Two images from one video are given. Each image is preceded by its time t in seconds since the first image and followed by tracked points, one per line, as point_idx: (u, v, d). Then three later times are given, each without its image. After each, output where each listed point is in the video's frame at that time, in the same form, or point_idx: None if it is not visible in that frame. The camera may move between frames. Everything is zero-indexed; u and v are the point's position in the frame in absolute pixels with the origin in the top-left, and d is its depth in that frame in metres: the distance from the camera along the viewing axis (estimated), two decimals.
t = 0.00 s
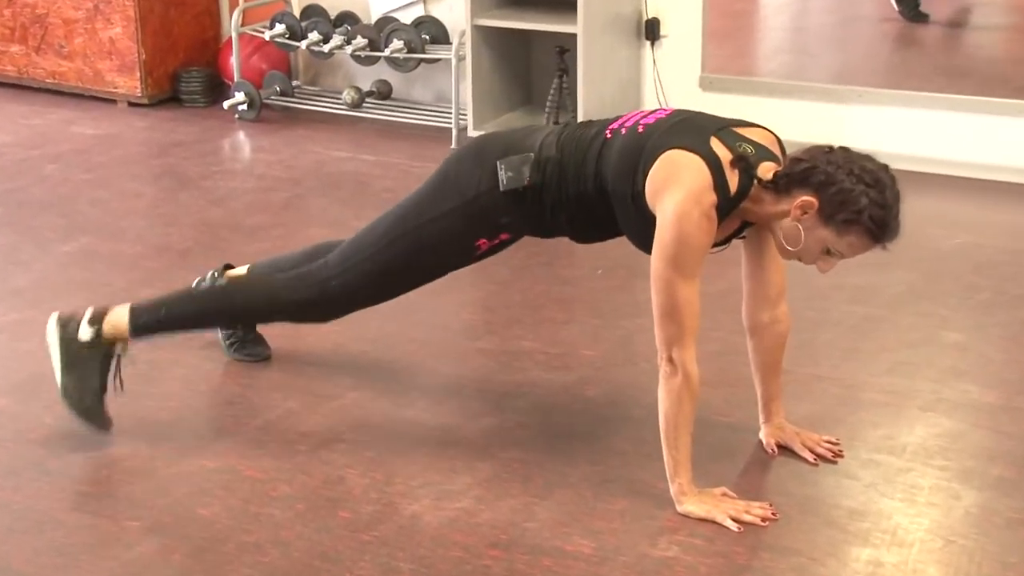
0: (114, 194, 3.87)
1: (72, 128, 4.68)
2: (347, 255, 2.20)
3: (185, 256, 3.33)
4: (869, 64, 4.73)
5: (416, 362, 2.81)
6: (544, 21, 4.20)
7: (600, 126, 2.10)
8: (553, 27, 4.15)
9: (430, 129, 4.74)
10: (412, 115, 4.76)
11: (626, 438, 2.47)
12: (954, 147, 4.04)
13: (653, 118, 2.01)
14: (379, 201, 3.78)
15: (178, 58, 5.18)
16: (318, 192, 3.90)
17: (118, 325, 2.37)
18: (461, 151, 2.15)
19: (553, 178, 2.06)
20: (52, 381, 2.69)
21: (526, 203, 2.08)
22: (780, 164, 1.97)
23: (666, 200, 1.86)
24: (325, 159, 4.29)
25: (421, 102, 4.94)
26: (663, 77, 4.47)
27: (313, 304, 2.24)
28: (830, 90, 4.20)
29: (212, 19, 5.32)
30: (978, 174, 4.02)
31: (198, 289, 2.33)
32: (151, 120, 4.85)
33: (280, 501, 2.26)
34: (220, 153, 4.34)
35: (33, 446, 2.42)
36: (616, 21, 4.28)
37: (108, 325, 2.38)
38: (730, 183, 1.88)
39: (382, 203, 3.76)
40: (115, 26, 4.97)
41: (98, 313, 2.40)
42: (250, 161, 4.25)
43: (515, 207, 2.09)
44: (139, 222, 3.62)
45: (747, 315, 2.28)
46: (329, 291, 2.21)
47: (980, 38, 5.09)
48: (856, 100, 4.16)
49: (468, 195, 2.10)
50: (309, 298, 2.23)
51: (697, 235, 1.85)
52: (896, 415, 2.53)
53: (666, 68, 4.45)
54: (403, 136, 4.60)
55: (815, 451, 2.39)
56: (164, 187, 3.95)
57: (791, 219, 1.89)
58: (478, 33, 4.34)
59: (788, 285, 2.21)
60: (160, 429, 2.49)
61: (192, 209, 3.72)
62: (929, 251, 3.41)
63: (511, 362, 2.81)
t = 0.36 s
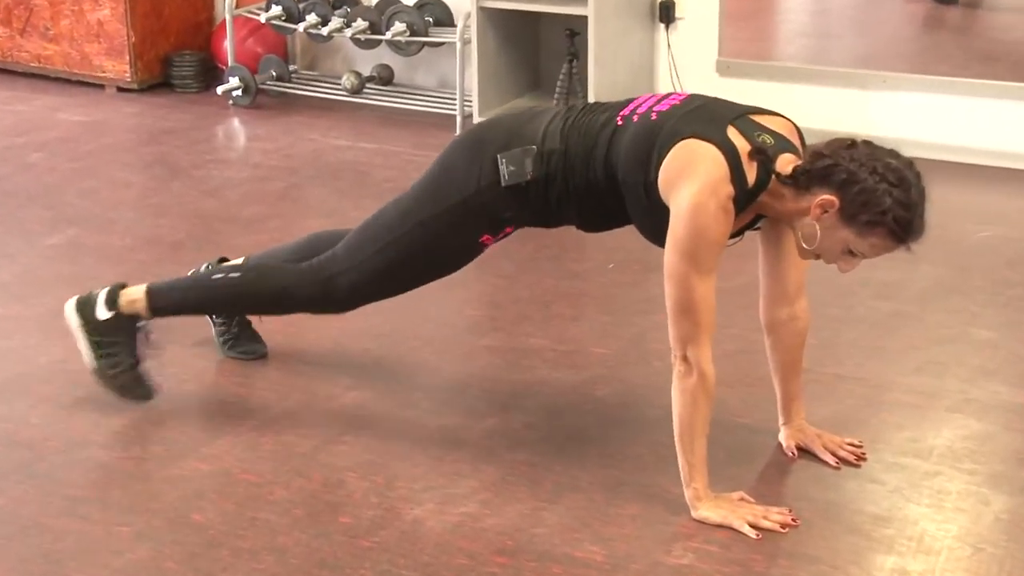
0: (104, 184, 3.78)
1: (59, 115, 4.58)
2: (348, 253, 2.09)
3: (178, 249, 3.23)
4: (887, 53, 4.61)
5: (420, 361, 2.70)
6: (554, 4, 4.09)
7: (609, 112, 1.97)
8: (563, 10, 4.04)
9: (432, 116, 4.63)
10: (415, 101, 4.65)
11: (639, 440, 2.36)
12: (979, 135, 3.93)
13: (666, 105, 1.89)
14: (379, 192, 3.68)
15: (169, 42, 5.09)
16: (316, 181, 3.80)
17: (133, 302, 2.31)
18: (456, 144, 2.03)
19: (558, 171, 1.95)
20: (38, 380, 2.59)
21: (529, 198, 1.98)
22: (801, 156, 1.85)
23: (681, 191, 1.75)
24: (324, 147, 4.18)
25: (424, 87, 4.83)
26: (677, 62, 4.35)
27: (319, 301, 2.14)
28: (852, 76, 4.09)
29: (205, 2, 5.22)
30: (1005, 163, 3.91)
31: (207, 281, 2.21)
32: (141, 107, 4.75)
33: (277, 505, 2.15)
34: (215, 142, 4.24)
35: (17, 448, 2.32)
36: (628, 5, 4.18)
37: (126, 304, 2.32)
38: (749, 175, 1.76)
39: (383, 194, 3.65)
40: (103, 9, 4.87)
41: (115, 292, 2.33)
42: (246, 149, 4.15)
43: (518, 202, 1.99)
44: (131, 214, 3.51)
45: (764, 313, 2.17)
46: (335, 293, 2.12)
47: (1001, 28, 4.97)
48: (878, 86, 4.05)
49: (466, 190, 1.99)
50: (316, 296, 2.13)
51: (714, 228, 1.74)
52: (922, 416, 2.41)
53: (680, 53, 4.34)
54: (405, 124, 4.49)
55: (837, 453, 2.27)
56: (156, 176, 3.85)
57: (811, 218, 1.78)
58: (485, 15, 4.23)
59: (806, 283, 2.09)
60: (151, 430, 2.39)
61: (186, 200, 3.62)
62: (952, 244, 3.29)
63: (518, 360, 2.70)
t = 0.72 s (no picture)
0: (103, 180, 3.75)
1: (58, 110, 4.56)
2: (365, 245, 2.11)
3: (178, 246, 3.21)
4: (893, 47, 4.59)
5: (423, 359, 2.68)
6: None
7: (612, 107, 1.96)
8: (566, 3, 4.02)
9: (434, 111, 4.60)
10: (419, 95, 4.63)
11: (645, 439, 2.34)
12: (988, 130, 3.91)
13: (672, 100, 1.87)
14: (381, 188, 3.65)
15: (170, 37, 5.07)
16: (317, 177, 3.77)
17: (193, 294, 2.42)
18: (458, 134, 2.03)
19: (558, 159, 1.92)
20: (37, 378, 2.56)
21: (529, 183, 1.95)
22: (810, 153, 1.83)
23: (690, 188, 1.73)
24: (325, 143, 4.16)
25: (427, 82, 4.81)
26: (682, 54, 4.33)
27: (353, 286, 2.18)
28: (862, 70, 4.06)
29: None
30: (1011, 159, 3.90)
31: (245, 275, 2.29)
32: (141, 102, 4.72)
33: (278, 505, 2.13)
34: (216, 137, 4.22)
35: (16, 447, 2.30)
36: None
37: (190, 294, 2.43)
38: (758, 172, 1.74)
39: (385, 190, 3.63)
40: (102, 3, 4.84)
41: (180, 281, 2.43)
42: (246, 145, 4.12)
43: (517, 189, 1.96)
44: (131, 210, 3.49)
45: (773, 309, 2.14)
46: (363, 280, 2.15)
47: (1008, 23, 4.94)
48: (889, 80, 4.02)
49: (465, 176, 1.98)
50: (347, 283, 2.17)
51: (724, 226, 1.71)
52: (930, 415, 2.39)
53: (685, 48, 4.31)
54: (407, 120, 4.47)
55: (844, 452, 2.25)
56: (156, 172, 3.82)
57: (822, 215, 1.75)
58: (488, 10, 4.21)
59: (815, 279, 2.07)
60: (151, 429, 2.37)
61: (186, 197, 3.60)
62: (959, 241, 3.27)
63: (522, 358, 2.68)
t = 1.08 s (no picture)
0: (103, 180, 3.75)
1: (58, 110, 4.56)
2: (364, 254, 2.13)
3: (179, 246, 3.21)
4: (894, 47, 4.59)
5: (423, 358, 2.68)
6: None
7: (607, 113, 1.95)
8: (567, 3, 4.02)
9: (434, 110, 4.60)
10: (419, 95, 4.63)
11: (645, 439, 2.34)
12: (988, 130, 3.91)
13: (667, 102, 1.87)
14: (382, 187, 3.65)
15: (170, 37, 5.06)
16: (318, 177, 3.77)
17: (189, 294, 2.44)
18: (455, 143, 2.04)
19: (553, 167, 1.92)
20: (37, 378, 2.56)
21: (524, 193, 1.95)
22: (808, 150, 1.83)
23: (694, 188, 1.73)
24: (326, 143, 4.16)
25: (427, 82, 4.81)
26: (683, 54, 4.34)
27: (351, 286, 2.19)
28: (862, 69, 4.06)
29: None
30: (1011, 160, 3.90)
31: (243, 276, 2.30)
32: (141, 102, 4.73)
33: (279, 505, 2.13)
34: (216, 137, 4.22)
35: (17, 447, 2.30)
36: None
37: (186, 294, 2.45)
38: (761, 169, 1.74)
39: (386, 190, 3.63)
40: (103, 3, 4.84)
41: (176, 281, 2.46)
42: (247, 145, 4.13)
43: (513, 199, 1.96)
44: (131, 210, 3.49)
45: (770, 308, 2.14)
46: (361, 279, 2.16)
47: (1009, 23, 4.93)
48: (889, 79, 4.02)
49: (462, 188, 1.99)
50: (345, 283, 2.18)
51: (728, 225, 1.71)
52: (930, 415, 2.39)
53: (686, 48, 4.32)
54: (407, 120, 4.47)
55: (844, 452, 2.25)
56: (156, 172, 3.82)
57: (822, 210, 1.75)
58: (488, 9, 4.21)
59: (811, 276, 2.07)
60: (151, 429, 2.37)
61: (187, 197, 3.60)
62: (960, 241, 3.27)
63: (523, 358, 2.68)
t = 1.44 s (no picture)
0: (103, 180, 3.76)
1: (57, 111, 4.56)
2: (369, 263, 2.12)
3: (178, 247, 3.21)
4: (894, 46, 4.59)
5: (423, 358, 2.68)
6: None
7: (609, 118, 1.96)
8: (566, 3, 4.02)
9: (434, 111, 4.60)
10: (419, 96, 4.63)
11: (645, 439, 2.34)
12: (987, 130, 3.91)
13: (667, 107, 1.87)
14: (382, 188, 3.66)
15: (170, 37, 5.07)
16: (317, 178, 3.77)
17: (194, 293, 2.42)
18: (459, 152, 2.04)
19: (554, 170, 1.92)
20: (36, 378, 2.57)
21: (526, 198, 1.94)
22: (806, 156, 1.83)
23: (687, 190, 1.73)
24: (325, 143, 4.16)
25: (427, 83, 4.81)
26: (682, 55, 4.34)
27: (357, 299, 2.18)
28: (861, 70, 4.06)
29: None
30: (1011, 159, 3.90)
31: (251, 280, 2.28)
32: (140, 103, 4.73)
33: (278, 505, 2.13)
34: (215, 138, 4.22)
35: (17, 448, 2.30)
36: None
37: (190, 293, 2.43)
38: (755, 171, 1.74)
39: (385, 190, 3.64)
40: (102, 3, 4.85)
41: (181, 278, 2.43)
42: (246, 145, 4.13)
43: (515, 204, 1.96)
44: (130, 211, 3.49)
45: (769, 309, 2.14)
46: (367, 293, 2.15)
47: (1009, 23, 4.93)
48: (888, 80, 4.02)
49: (466, 194, 1.99)
50: (353, 298, 2.17)
51: (720, 227, 1.71)
52: (930, 415, 2.39)
53: (685, 48, 4.32)
54: (407, 120, 4.47)
55: (844, 452, 2.25)
56: (155, 173, 3.83)
57: (819, 214, 1.75)
58: (488, 9, 4.21)
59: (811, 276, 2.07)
60: (151, 430, 2.37)
61: (186, 197, 3.60)
62: (959, 241, 3.27)
63: (522, 359, 2.68)
